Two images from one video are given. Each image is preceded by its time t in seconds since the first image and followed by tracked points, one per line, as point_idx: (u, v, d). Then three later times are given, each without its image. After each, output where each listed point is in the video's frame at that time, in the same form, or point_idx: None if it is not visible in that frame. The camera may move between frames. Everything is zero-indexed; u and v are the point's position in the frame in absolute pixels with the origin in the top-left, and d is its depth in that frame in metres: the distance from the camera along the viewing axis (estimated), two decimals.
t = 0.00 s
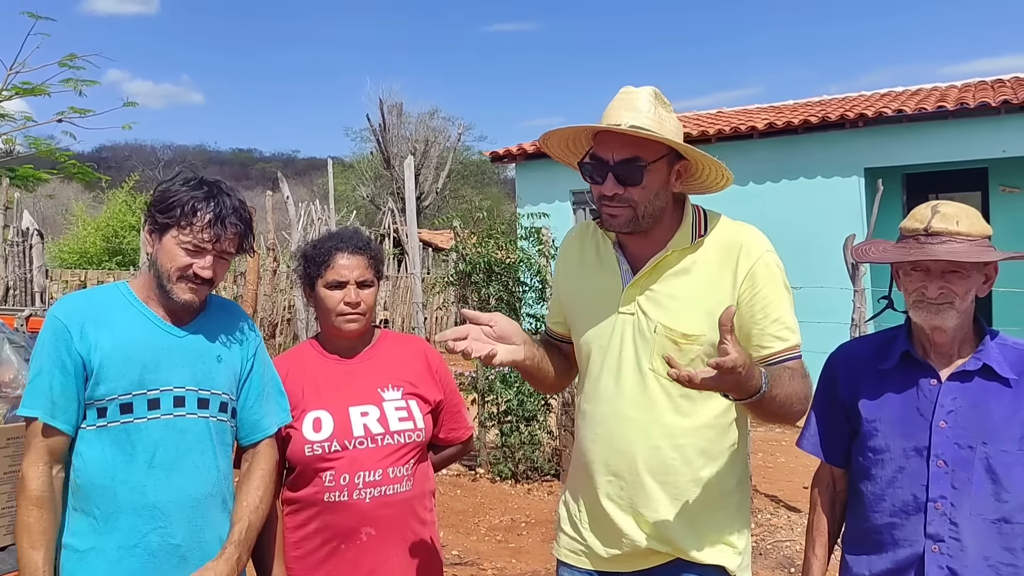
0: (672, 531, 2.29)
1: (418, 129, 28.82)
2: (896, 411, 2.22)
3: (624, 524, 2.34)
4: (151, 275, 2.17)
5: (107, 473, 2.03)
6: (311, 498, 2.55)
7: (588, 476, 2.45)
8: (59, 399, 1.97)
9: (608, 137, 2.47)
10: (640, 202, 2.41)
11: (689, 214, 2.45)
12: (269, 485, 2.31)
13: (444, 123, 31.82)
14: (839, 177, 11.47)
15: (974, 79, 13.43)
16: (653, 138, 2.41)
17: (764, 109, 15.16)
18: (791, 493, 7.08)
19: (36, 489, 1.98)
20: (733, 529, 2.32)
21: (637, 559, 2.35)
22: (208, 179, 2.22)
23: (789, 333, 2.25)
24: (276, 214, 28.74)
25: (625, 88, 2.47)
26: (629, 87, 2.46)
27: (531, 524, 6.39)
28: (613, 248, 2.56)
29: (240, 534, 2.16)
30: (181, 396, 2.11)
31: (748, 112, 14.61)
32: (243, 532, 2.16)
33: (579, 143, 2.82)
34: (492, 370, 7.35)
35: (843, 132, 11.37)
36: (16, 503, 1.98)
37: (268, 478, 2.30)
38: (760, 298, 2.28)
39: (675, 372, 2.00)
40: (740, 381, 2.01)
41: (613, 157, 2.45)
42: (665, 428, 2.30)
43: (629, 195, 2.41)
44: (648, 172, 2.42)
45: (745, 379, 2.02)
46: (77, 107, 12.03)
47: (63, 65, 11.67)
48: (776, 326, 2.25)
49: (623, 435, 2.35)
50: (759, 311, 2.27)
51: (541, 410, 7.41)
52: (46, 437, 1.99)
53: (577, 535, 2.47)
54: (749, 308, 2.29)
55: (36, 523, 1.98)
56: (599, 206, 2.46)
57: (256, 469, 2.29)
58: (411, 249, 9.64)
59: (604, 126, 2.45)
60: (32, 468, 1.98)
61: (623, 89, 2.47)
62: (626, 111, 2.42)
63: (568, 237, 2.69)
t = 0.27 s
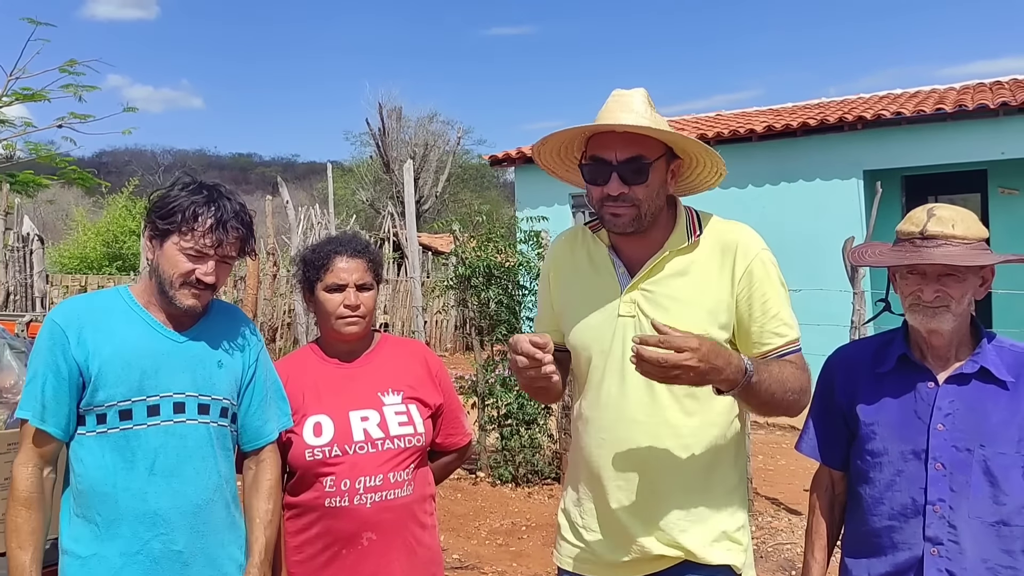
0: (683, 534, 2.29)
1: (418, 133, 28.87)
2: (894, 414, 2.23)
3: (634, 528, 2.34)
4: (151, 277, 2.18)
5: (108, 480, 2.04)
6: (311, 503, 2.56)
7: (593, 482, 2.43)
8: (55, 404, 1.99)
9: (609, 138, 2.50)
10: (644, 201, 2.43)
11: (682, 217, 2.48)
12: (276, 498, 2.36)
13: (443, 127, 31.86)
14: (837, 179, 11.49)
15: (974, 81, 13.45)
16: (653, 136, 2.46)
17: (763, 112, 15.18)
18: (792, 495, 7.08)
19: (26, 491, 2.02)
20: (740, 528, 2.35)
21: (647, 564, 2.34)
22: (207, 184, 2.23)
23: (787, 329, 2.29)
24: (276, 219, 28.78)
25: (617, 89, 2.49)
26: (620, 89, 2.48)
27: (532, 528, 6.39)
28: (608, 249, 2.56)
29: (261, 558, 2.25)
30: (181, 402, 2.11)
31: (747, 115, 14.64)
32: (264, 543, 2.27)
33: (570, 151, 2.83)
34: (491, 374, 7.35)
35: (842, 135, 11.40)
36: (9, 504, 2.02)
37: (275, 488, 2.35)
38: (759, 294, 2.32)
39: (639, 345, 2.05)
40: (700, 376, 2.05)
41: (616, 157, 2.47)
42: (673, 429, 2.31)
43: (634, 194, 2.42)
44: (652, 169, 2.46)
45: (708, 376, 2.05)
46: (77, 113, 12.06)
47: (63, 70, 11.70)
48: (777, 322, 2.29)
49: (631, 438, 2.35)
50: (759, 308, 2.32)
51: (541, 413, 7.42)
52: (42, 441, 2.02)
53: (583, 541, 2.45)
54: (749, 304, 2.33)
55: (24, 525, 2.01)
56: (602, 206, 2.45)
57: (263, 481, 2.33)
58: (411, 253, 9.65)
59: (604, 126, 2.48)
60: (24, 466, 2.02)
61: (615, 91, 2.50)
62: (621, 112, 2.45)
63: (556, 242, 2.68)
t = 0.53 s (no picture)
0: (689, 535, 2.29)
1: (418, 136, 28.89)
2: (892, 417, 2.23)
3: (638, 530, 2.33)
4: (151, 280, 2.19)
5: (109, 485, 2.04)
6: (312, 506, 2.57)
7: (596, 483, 2.41)
8: (57, 407, 1.99)
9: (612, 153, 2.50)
10: (657, 207, 2.48)
11: (684, 217, 2.56)
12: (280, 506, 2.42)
13: (443, 130, 31.87)
14: (837, 181, 11.49)
15: (973, 83, 13.46)
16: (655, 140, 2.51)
17: (763, 114, 15.19)
18: (793, 498, 7.07)
19: (37, 494, 2.00)
20: (740, 528, 2.39)
21: (650, 567, 2.34)
22: (200, 182, 2.23)
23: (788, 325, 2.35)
24: (276, 222, 28.81)
25: (606, 103, 2.54)
26: (609, 102, 2.54)
27: (533, 530, 6.39)
28: (610, 251, 2.57)
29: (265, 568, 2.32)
30: (182, 407, 2.12)
31: (747, 117, 14.64)
32: (271, 554, 2.35)
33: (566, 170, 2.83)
34: (492, 376, 7.35)
35: (841, 136, 11.40)
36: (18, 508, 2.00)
37: (276, 496, 2.38)
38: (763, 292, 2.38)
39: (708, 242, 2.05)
40: (735, 311, 2.10)
41: (626, 170, 2.49)
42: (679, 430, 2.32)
43: (647, 202, 2.46)
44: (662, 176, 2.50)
45: (744, 314, 2.10)
46: (77, 117, 12.06)
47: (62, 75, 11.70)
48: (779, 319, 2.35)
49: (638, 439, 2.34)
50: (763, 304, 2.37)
51: (542, 416, 7.42)
52: (48, 445, 2.01)
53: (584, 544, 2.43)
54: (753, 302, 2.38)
55: (35, 528, 2.00)
56: (617, 220, 2.47)
57: (263, 491, 2.37)
58: (411, 255, 9.65)
59: (609, 144, 2.47)
60: (31, 471, 2.00)
61: (604, 105, 2.55)
62: (617, 122, 2.50)
63: (556, 245, 2.67)
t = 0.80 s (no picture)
0: (695, 535, 2.30)
1: (418, 138, 28.93)
2: (889, 419, 2.24)
3: (644, 531, 2.32)
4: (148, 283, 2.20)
5: (109, 487, 2.04)
6: (312, 509, 2.57)
7: (601, 485, 2.41)
8: (59, 408, 1.99)
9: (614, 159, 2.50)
10: (658, 211, 2.48)
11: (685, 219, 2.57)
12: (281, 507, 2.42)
13: (443, 132, 31.90)
14: (837, 182, 11.50)
15: (973, 84, 13.46)
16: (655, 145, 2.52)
17: (763, 116, 15.20)
18: (794, 499, 7.07)
19: (36, 495, 2.01)
20: (743, 527, 2.41)
21: (656, 568, 2.34)
22: (180, 176, 2.28)
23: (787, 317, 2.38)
24: (277, 224, 28.83)
25: (607, 109, 2.55)
26: (610, 108, 2.55)
27: (534, 532, 6.39)
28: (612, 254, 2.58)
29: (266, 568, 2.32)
30: (184, 409, 2.12)
31: (748, 119, 14.65)
32: (273, 556, 2.34)
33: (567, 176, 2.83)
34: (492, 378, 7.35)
35: (841, 138, 11.41)
36: (18, 510, 2.01)
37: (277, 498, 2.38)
38: (763, 285, 2.40)
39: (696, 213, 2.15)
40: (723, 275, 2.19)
41: (627, 175, 2.48)
42: (684, 429, 2.33)
43: (649, 207, 2.46)
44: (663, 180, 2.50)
45: (727, 278, 2.18)
46: (77, 120, 12.07)
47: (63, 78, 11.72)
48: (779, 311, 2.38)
49: (644, 439, 2.34)
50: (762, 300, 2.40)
51: (542, 418, 7.42)
52: (50, 448, 2.01)
53: (588, 547, 2.43)
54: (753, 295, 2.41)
55: (36, 529, 2.00)
56: (619, 224, 2.47)
57: (266, 493, 2.37)
58: (411, 257, 9.65)
59: (612, 150, 2.46)
60: (31, 472, 2.01)
61: (605, 110, 2.56)
62: (618, 126, 2.51)
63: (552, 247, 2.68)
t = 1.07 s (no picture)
0: (701, 534, 2.29)
1: (419, 140, 28.96)
2: (890, 420, 2.23)
3: (651, 531, 2.32)
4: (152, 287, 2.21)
5: (110, 488, 2.05)
6: (313, 511, 2.57)
7: (607, 485, 2.40)
8: (61, 410, 1.99)
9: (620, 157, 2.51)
10: (662, 211, 2.48)
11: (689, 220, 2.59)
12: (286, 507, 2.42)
13: (444, 134, 31.91)
14: (838, 183, 11.49)
15: (974, 85, 13.47)
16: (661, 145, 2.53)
17: (763, 117, 15.20)
18: (795, 501, 7.06)
19: (35, 493, 2.02)
20: (747, 528, 2.40)
21: (664, 569, 2.35)
22: (177, 180, 2.29)
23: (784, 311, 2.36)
24: (278, 227, 28.86)
25: (612, 109, 2.56)
26: (615, 108, 2.56)
27: (535, 534, 6.38)
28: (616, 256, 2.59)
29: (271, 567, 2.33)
30: (187, 412, 2.12)
31: (748, 121, 14.65)
32: (276, 555, 2.35)
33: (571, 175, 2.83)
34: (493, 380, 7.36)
35: (842, 139, 11.41)
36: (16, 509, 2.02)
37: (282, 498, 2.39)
38: (763, 281, 2.42)
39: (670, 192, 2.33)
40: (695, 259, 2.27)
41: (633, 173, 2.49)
42: (691, 428, 2.33)
43: (653, 206, 2.46)
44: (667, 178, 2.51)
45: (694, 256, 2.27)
46: (79, 123, 12.08)
47: (64, 81, 11.72)
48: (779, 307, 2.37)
49: (649, 438, 2.33)
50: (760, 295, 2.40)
51: (543, 419, 7.42)
52: (52, 448, 2.02)
53: (592, 547, 2.43)
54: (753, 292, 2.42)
55: (35, 528, 2.02)
56: (624, 223, 2.48)
57: (271, 493, 2.37)
58: (412, 259, 9.66)
59: (616, 148, 2.48)
60: (30, 471, 2.02)
61: (611, 110, 2.56)
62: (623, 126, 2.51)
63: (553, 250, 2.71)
